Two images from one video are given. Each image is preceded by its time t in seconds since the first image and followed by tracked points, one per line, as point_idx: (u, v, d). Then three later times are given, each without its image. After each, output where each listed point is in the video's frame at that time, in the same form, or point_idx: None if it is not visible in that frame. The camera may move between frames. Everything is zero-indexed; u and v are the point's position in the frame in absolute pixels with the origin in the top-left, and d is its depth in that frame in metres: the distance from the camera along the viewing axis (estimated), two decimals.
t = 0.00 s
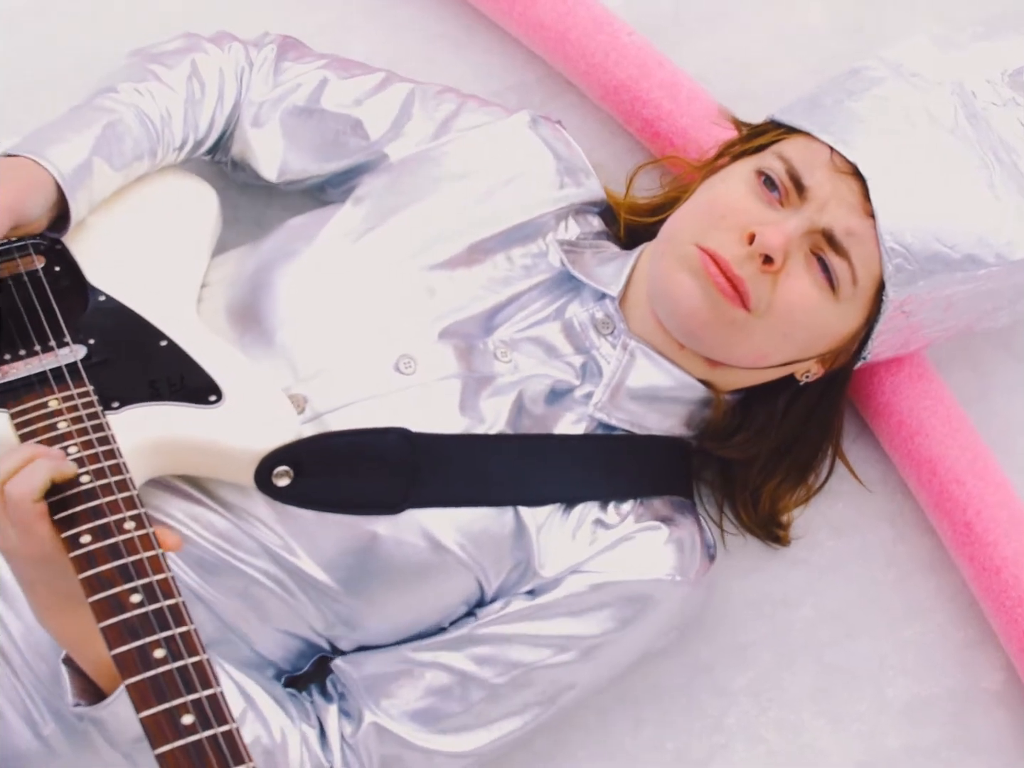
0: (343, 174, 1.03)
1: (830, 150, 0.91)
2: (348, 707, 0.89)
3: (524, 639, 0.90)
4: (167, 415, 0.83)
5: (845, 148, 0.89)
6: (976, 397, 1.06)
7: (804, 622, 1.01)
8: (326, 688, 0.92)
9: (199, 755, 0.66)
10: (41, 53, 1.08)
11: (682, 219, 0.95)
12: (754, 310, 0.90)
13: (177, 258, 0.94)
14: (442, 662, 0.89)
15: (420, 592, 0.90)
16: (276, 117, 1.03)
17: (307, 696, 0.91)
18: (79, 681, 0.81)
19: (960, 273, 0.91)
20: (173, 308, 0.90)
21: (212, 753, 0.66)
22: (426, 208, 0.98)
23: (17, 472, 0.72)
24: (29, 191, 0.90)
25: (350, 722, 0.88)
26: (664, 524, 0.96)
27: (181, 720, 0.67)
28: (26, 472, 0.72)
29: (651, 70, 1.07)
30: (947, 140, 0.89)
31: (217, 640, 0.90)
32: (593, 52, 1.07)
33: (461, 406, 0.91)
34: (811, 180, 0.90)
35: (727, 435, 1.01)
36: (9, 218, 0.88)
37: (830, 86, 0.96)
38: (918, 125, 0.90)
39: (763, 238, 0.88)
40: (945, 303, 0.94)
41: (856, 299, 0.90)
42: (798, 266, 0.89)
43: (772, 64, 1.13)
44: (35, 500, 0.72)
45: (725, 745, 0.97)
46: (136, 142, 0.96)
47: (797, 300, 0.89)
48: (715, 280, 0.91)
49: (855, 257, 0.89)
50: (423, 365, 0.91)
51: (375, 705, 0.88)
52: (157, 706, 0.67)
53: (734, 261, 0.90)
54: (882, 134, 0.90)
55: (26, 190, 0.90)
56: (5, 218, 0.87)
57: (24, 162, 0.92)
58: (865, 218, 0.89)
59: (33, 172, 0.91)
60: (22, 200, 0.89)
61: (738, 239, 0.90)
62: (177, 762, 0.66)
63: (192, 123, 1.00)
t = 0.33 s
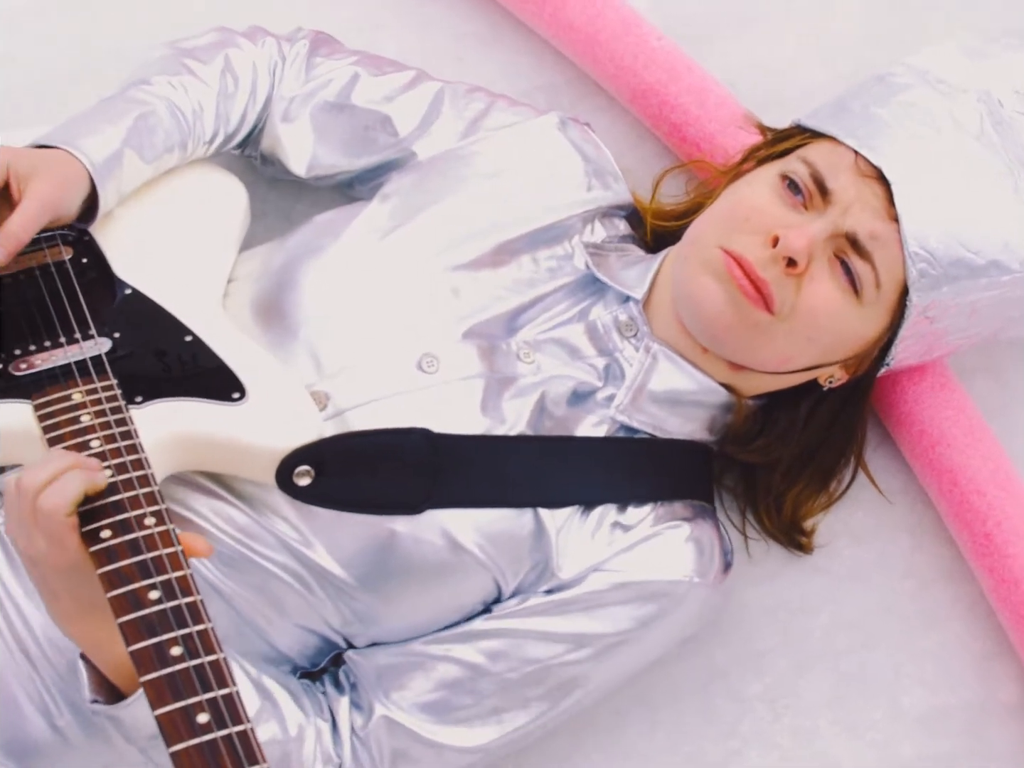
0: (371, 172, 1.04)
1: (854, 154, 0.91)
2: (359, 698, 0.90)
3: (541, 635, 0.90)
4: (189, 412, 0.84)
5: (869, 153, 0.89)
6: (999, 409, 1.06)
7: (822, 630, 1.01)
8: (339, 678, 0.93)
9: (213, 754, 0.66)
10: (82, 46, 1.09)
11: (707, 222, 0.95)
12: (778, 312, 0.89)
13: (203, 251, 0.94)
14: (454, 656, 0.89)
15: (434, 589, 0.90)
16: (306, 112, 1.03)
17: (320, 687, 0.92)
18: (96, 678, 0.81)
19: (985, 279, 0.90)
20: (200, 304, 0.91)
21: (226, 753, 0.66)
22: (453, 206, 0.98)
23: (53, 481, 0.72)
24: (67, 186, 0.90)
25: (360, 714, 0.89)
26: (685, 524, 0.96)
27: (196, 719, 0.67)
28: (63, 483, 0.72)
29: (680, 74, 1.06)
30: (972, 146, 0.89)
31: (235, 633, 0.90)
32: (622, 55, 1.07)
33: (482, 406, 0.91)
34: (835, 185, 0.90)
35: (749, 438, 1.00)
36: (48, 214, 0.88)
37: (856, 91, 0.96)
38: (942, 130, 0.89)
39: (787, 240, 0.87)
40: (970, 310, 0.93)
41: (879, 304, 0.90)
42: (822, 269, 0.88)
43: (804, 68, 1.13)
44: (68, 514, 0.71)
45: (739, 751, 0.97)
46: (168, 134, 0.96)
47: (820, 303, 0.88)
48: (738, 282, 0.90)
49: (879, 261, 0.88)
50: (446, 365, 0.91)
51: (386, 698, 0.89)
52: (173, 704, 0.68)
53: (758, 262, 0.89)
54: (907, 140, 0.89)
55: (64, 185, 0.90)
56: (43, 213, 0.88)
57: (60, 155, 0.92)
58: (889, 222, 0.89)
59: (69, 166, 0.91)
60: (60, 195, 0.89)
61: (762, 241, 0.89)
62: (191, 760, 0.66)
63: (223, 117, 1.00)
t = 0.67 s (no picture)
0: (400, 166, 1.04)
1: (883, 176, 0.90)
2: (382, 693, 0.90)
3: (563, 634, 0.90)
4: (218, 394, 0.83)
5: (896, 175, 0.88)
6: None
7: (843, 639, 1.01)
8: (362, 673, 0.93)
9: (236, 724, 0.66)
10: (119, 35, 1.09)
11: (730, 236, 0.95)
12: (790, 335, 0.90)
13: (233, 240, 0.94)
14: (481, 655, 0.89)
15: (459, 587, 0.90)
16: (337, 106, 1.04)
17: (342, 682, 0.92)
18: (117, 660, 0.80)
19: (1014, 302, 0.91)
20: (230, 293, 0.90)
21: (249, 722, 0.66)
22: (484, 201, 0.98)
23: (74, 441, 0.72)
24: (94, 171, 0.90)
25: (383, 709, 0.89)
26: (706, 528, 0.95)
27: (220, 688, 0.67)
28: (81, 444, 0.72)
29: (721, 75, 1.07)
30: (1004, 164, 0.88)
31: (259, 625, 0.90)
32: (664, 55, 1.08)
33: (512, 403, 0.91)
34: (859, 209, 0.89)
35: (774, 440, 1.00)
36: (76, 198, 0.88)
37: (890, 107, 0.95)
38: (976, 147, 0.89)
39: (803, 266, 0.87)
40: (1000, 332, 0.94)
41: (897, 328, 0.90)
42: (837, 294, 0.88)
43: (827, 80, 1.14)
44: (85, 474, 0.71)
45: (757, 758, 0.97)
46: (197, 124, 0.96)
47: (833, 328, 0.89)
48: (753, 303, 0.91)
49: (899, 288, 0.88)
50: (476, 360, 0.91)
51: (411, 693, 0.88)
52: (197, 674, 0.68)
53: (774, 284, 0.90)
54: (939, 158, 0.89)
55: (92, 171, 0.90)
56: (72, 199, 0.88)
57: (87, 141, 0.92)
58: (912, 249, 0.88)
59: (99, 153, 0.91)
60: (88, 180, 0.90)
61: (779, 264, 0.89)
62: (213, 729, 0.66)
63: (253, 107, 1.01)
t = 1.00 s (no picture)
0: (429, 159, 1.05)
1: (911, 181, 0.90)
2: (396, 684, 0.89)
3: (575, 632, 0.90)
4: (243, 379, 0.83)
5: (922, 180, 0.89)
6: None
7: (862, 644, 1.01)
8: (376, 661, 0.92)
9: (259, 708, 0.65)
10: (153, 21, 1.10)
11: (754, 236, 0.95)
12: (806, 336, 0.90)
13: (259, 228, 0.94)
14: (495, 649, 0.89)
15: (481, 578, 0.90)
16: (368, 95, 1.04)
17: (357, 669, 0.91)
18: (136, 652, 0.76)
19: None
20: (258, 282, 0.90)
21: (272, 707, 0.66)
22: (514, 196, 0.98)
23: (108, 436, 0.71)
24: (115, 154, 0.90)
25: (397, 699, 0.88)
26: (723, 531, 0.94)
27: (243, 672, 0.67)
28: (116, 460, 0.70)
29: (758, 75, 1.08)
30: None
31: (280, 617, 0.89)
32: (701, 52, 1.09)
33: (539, 398, 0.91)
34: (883, 214, 0.89)
35: (797, 442, 1.00)
36: (93, 180, 0.88)
37: (923, 112, 0.96)
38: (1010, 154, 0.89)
39: (823, 268, 0.88)
40: None
41: (916, 335, 0.90)
42: (856, 298, 0.88)
43: (856, 86, 1.15)
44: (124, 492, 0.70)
45: (773, 761, 0.97)
46: (224, 111, 0.96)
47: (851, 331, 0.89)
48: (771, 302, 0.91)
49: (921, 294, 0.88)
50: (504, 353, 0.91)
51: (424, 684, 0.88)
52: (221, 658, 0.67)
53: (792, 285, 0.90)
54: (971, 167, 0.89)
55: (114, 154, 0.90)
56: (88, 181, 0.87)
57: (116, 127, 0.91)
58: (934, 256, 0.88)
59: (123, 140, 0.91)
60: (106, 162, 0.89)
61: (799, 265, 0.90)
62: (236, 712, 0.65)
63: (281, 94, 1.01)
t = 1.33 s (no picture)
0: (459, 151, 1.05)
1: (960, 185, 0.90)
2: (411, 684, 0.89)
3: (596, 632, 0.89)
4: (257, 372, 0.83)
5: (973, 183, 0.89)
6: None
7: (881, 649, 1.00)
8: (392, 662, 0.92)
9: (263, 717, 0.65)
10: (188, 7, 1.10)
11: (800, 232, 0.95)
12: (853, 334, 0.89)
13: (290, 216, 0.94)
14: (508, 648, 0.89)
15: (498, 577, 0.90)
16: (401, 84, 1.04)
17: (371, 671, 0.91)
18: (157, 655, 0.77)
19: None
20: (286, 271, 0.90)
21: (276, 716, 0.66)
22: (544, 190, 0.97)
23: (124, 480, 0.70)
24: (156, 139, 0.90)
25: (412, 699, 0.88)
26: (747, 532, 0.94)
27: (250, 678, 0.67)
28: (136, 483, 0.70)
29: (785, 81, 1.06)
30: None
31: (297, 601, 0.90)
32: (728, 57, 1.08)
33: (562, 396, 0.90)
34: (933, 215, 0.89)
35: (821, 449, 0.99)
36: (137, 166, 0.88)
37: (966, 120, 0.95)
38: None
39: (872, 267, 0.87)
40: None
41: (959, 340, 0.89)
42: (904, 298, 0.88)
43: (894, 89, 1.13)
44: (146, 509, 0.70)
45: (788, 763, 0.96)
46: (262, 98, 0.96)
47: (897, 331, 0.88)
48: (818, 299, 0.90)
49: (968, 299, 0.88)
50: (528, 349, 0.91)
51: (438, 684, 0.88)
52: (228, 663, 0.67)
53: (840, 283, 0.89)
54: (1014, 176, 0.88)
55: (156, 139, 0.90)
56: (134, 166, 0.87)
57: (154, 109, 0.91)
58: (982, 261, 0.87)
59: (161, 123, 0.91)
60: (150, 147, 0.89)
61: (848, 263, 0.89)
62: (240, 720, 0.65)
63: (317, 82, 1.01)
